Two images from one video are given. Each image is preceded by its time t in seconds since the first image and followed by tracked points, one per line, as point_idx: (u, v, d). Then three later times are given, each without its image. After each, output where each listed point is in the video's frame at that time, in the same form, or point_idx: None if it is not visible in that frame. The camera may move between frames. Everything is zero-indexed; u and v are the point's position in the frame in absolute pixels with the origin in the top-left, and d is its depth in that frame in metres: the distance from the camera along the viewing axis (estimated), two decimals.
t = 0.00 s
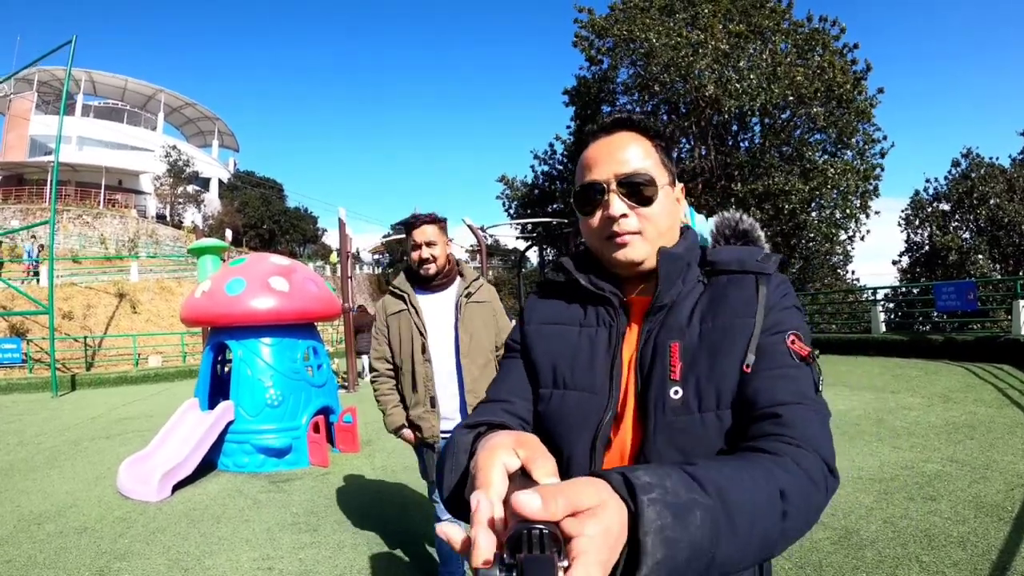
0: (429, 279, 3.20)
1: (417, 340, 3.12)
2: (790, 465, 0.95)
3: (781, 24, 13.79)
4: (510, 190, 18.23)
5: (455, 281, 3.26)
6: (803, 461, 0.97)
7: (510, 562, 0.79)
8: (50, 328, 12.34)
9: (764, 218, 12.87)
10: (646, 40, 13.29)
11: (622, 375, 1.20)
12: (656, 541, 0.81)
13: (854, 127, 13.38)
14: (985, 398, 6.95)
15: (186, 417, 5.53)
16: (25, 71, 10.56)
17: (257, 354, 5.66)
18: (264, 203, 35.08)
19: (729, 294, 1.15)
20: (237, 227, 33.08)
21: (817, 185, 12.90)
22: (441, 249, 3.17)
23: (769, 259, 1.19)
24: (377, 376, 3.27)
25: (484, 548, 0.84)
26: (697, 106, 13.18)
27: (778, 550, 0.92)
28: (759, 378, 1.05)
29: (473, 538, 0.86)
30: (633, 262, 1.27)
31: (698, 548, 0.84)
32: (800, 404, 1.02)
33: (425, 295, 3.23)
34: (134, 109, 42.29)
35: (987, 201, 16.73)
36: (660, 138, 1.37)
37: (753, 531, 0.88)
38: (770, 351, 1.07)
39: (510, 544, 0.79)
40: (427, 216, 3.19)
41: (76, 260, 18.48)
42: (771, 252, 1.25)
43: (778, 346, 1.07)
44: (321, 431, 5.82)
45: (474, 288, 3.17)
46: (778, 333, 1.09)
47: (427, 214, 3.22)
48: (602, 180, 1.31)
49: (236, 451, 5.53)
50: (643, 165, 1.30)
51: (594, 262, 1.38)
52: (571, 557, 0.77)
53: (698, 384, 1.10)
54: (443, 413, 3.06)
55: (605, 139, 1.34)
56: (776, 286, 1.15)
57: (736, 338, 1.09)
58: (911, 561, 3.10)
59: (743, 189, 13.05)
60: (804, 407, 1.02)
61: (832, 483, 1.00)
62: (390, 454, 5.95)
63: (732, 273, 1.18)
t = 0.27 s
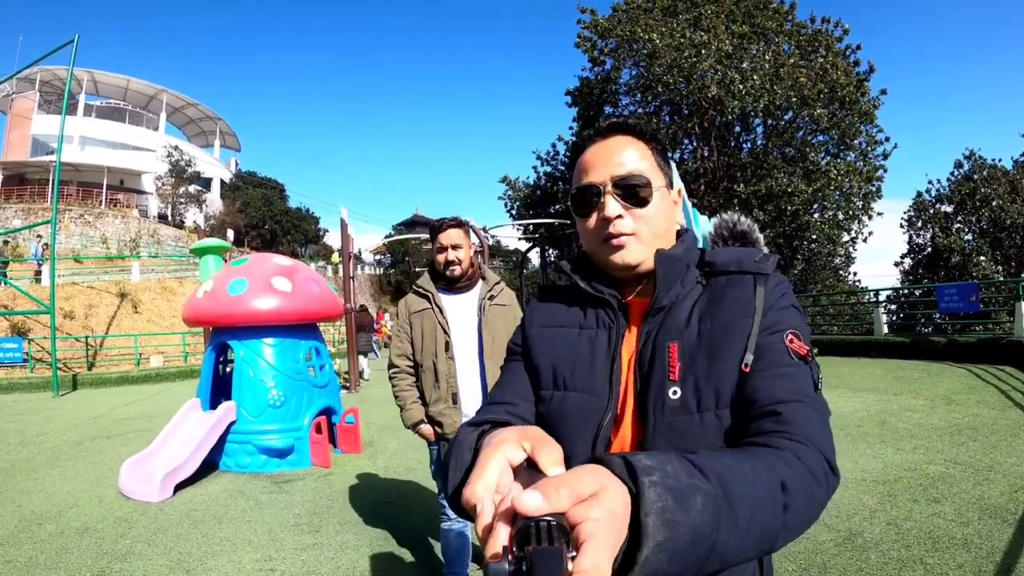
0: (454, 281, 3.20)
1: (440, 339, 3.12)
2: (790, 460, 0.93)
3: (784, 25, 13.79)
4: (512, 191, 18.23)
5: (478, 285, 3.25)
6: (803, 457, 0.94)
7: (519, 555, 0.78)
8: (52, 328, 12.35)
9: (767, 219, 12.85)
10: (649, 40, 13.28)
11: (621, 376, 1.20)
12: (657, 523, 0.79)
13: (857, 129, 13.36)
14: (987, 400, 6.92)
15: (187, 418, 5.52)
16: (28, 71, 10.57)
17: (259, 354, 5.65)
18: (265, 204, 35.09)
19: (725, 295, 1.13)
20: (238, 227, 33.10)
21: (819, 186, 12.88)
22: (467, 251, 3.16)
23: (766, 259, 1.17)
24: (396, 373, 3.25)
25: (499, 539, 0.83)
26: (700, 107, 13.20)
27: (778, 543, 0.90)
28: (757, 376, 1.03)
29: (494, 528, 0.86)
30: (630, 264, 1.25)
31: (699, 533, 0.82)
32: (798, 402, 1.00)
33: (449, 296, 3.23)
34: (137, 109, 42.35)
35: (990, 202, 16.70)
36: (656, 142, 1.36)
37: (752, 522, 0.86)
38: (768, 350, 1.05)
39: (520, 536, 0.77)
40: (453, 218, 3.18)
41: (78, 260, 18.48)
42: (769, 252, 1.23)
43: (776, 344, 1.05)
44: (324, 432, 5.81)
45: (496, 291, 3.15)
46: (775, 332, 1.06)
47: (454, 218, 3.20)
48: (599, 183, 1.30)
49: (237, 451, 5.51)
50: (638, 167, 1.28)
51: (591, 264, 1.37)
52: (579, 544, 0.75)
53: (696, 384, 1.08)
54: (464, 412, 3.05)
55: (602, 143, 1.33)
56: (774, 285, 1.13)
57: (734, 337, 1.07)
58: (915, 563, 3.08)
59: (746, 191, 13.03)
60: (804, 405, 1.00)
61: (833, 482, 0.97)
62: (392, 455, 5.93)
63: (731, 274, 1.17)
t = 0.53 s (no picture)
0: (480, 277, 3.21)
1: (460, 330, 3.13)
2: (789, 429, 0.94)
3: (789, 26, 13.78)
4: (516, 191, 18.24)
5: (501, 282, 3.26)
6: (800, 428, 0.95)
7: (534, 510, 0.77)
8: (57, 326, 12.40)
9: (771, 220, 12.81)
10: (654, 41, 13.28)
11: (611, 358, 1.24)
12: (668, 478, 0.79)
13: (862, 130, 13.36)
14: (992, 401, 6.89)
15: (191, 415, 5.53)
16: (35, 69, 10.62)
17: (264, 351, 5.66)
18: (270, 205, 35.19)
19: (717, 277, 1.17)
20: (243, 228, 33.19)
21: (824, 187, 12.84)
22: (496, 250, 3.17)
23: (756, 244, 1.21)
24: (415, 360, 3.27)
25: (514, 495, 0.81)
26: (705, 108, 13.19)
27: (780, 512, 0.90)
28: (752, 356, 1.05)
29: (509, 485, 0.83)
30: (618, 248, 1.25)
31: (707, 491, 0.81)
32: (793, 377, 1.01)
33: (473, 290, 3.23)
34: (142, 109, 42.53)
35: (995, 204, 16.64)
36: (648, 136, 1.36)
37: (755, 485, 0.86)
38: (760, 331, 1.08)
39: (534, 491, 0.76)
40: (484, 216, 3.17)
41: (83, 259, 18.56)
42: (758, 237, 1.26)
43: (768, 325, 1.08)
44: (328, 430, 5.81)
45: (519, 291, 3.16)
46: (767, 313, 1.10)
47: (485, 215, 3.20)
48: (591, 172, 1.30)
49: (242, 449, 5.51)
50: (628, 157, 1.29)
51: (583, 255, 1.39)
52: (593, 497, 0.75)
53: (688, 364, 1.11)
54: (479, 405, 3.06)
55: (594, 135, 1.33)
56: (764, 268, 1.17)
57: (726, 317, 1.11)
58: (921, 561, 3.06)
59: (751, 192, 13.00)
60: (799, 381, 1.01)
61: (828, 456, 0.98)
62: (396, 454, 5.93)
63: (720, 258, 1.20)
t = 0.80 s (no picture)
0: (488, 279, 3.21)
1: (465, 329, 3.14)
2: (779, 443, 0.94)
3: (794, 28, 13.77)
4: (521, 193, 18.25)
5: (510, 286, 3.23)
6: (789, 441, 0.95)
7: (526, 524, 0.76)
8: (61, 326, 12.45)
9: (776, 223, 12.80)
10: (658, 43, 13.27)
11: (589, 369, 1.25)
12: (661, 491, 0.78)
13: (867, 132, 13.34)
14: (997, 406, 6.85)
15: (195, 417, 5.54)
16: (41, 70, 10.68)
17: (267, 353, 5.66)
18: (274, 205, 35.28)
19: (701, 286, 1.16)
20: (247, 228, 33.29)
21: (829, 190, 12.79)
22: (503, 253, 3.18)
23: (743, 251, 1.19)
24: (421, 359, 3.30)
25: (507, 507, 0.79)
26: (710, 110, 13.18)
27: (769, 526, 0.90)
28: (739, 368, 1.04)
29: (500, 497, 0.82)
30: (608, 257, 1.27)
31: (698, 506, 0.81)
32: (782, 392, 1.01)
33: (479, 291, 3.23)
34: (148, 110, 42.71)
35: (1000, 207, 16.58)
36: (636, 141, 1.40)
37: (746, 498, 0.86)
38: (749, 342, 1.06)
39: (525, 506, 0.75)
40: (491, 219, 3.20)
41: (88, 259, 18.64)
42: (748, 243, 1.24)
43: (757, 337, 1.06)
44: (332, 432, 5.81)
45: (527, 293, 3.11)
46: (755, 324, 1.08)
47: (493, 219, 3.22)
48: (582, 180, 1.32)
49: (244, 450, 5.52)
50: (619, 165, 1.32)
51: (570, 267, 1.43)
52: (584, 511, 0.74)
53: (672, 375, 1.10)
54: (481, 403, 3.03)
55: (583, 143, 1.37)
56: (750, 274, 1.15)
57: (712, 327, 1.09)
58: (924, 567, 3.04)
59: (755, 195, 12.98)
60: (788, 395, 1.01)
61: (817, 470, 0.98)
62: (399, 456, 5.92)
63: (707, 265, 1.19)
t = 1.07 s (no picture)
0: (488, 283, 3.16)
1: (463, 335, 3.12)
2: (768, 463, 0.98)
3: (800, 29, 13.73)
4: (525, 194, 18.25)
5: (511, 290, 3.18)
6: (779, 461, 0.99)
7: (522, 552, 0.80)
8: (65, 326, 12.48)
9: (781, 225, 12.77)
10: (664, 44, 13.24)
11: (573, 388, 1.38)
12: (655, 516, 0.82)
13: (872, 134, 13.32)
14: (1003, 410, 6.81)
15: (198, 418, 5.55)
16: (46, 71, 10.71)
17: (271, 355, 5.67)
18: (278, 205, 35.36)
19: (685, 301, 1.20)
20: (252, 228, 33.37)
21: (835, 192, 12.74)
22: (504, 257, 3.12)
23: (727, 263, 1.21)
24: (423, 363, 3.31)
25: (502, 534, 0.86)
26: (715, 111, 13.15)
27: (760, 546, 0.94)
28: (725, 387, 1.07)
29: (496, 524, 0.88)
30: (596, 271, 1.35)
31: (692, 529, 0.85)
32: (770, 409, 1.03)
33: (480, 296, 3.19)
34: (153, 110, 42.85)
35: (1006, 209, 16.49)
36: (624, 154, 1.49)
37: (738, 517, 0.90)
38: (735, 360, 1.08)
39: (520, 532, 0.80)
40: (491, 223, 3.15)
41: (93, 259, 18.69)
42: (732, 252, 1.27)
43: (743, 354, 1.08)
44: (335, 434, 5.79)
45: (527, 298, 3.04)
46: (741, 340, 1.09)
47: (494, 223, 3.18)
48: (572, 194, 1.41)
49: (248, 452, 5.53)
50: (607, 178, 1.40)
51: (562, 287, 1.58)
52: (580, 538, 0.78)
53: (653, 394, 1.14)
54: (477, 408, 3.01)
55: (574, 157, 1.45)
56: (735, 288, 1.17)
57: (697, 346, 1.13)
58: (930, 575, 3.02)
59: (761, 197, 12.94)
60: (777, 412, 1.03)
61: (807, 489, 1.01)
62: (403, 458, 5.91)
63: (692, 279, 1.22)
